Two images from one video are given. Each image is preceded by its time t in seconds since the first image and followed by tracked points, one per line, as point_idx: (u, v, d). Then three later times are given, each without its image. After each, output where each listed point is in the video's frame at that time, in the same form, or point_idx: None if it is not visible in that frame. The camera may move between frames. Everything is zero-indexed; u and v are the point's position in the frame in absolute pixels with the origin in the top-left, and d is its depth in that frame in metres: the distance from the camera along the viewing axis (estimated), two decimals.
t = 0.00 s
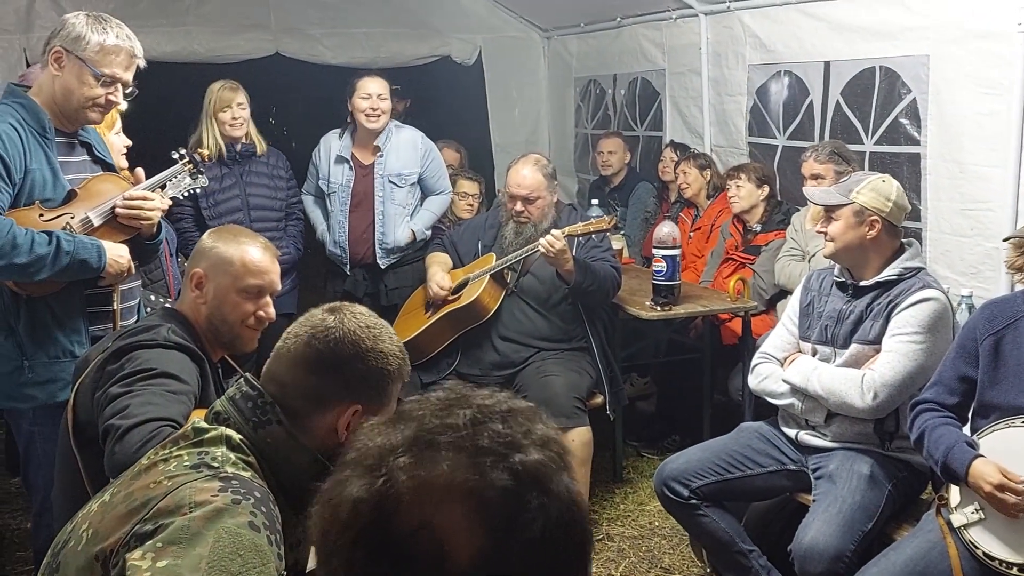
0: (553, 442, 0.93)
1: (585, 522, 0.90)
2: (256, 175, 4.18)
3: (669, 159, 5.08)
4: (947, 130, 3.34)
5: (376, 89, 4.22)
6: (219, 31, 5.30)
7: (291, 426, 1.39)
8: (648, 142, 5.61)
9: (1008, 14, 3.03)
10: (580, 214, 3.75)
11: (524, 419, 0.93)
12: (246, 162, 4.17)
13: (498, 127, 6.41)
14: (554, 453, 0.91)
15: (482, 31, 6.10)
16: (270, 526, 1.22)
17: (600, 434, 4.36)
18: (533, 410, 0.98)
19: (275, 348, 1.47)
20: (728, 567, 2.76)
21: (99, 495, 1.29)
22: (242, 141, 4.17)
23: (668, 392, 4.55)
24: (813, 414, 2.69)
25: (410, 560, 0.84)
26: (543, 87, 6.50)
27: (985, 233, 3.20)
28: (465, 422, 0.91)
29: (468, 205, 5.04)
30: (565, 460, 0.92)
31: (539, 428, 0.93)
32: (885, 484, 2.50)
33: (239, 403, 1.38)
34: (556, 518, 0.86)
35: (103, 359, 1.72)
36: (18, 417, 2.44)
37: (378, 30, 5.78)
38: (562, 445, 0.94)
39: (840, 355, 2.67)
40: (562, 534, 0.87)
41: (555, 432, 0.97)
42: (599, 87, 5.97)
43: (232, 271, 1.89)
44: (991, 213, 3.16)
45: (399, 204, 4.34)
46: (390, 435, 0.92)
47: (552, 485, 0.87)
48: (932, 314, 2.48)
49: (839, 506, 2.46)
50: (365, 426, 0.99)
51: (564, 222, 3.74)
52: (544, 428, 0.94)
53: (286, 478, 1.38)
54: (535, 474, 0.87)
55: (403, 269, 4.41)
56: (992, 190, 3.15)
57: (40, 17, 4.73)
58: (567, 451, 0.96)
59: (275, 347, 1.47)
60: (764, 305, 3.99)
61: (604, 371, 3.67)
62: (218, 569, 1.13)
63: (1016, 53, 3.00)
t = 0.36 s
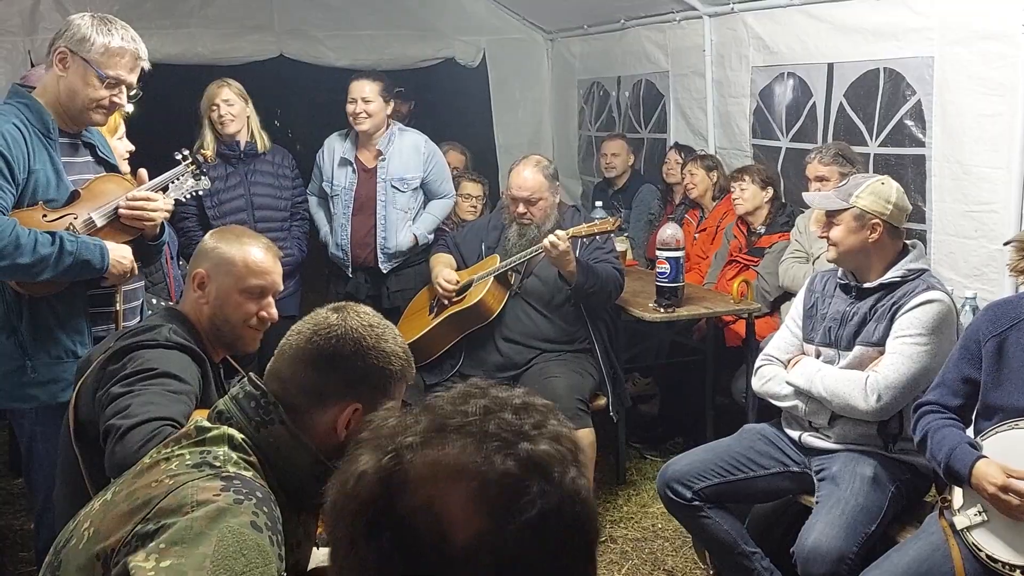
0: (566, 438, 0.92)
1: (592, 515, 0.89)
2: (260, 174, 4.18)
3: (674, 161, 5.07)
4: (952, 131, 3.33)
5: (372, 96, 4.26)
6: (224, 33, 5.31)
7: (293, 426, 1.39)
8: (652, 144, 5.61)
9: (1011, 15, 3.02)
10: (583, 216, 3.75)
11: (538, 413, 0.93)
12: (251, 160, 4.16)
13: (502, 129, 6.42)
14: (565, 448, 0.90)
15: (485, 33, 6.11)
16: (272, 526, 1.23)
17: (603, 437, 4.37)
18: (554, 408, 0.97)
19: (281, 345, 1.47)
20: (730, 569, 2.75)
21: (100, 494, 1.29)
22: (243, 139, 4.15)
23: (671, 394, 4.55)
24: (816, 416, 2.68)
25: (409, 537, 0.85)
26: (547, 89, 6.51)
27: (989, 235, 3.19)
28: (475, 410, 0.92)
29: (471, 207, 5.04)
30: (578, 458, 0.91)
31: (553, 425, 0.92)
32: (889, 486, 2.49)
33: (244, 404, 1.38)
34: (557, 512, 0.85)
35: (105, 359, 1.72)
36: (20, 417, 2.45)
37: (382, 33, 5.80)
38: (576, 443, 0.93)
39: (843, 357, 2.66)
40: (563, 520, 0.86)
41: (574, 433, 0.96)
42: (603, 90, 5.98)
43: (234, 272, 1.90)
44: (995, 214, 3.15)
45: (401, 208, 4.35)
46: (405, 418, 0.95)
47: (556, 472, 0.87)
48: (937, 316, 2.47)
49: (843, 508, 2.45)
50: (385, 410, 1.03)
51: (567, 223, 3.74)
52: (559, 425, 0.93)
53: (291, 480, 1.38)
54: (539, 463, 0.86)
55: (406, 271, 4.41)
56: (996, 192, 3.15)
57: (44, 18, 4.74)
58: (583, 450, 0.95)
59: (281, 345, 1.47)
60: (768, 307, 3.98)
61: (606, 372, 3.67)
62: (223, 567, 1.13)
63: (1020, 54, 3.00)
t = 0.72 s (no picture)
0: (586, 444, 0.90)
1: (599, 520, 0.88)
2: (262, 177, 4.20)
3: (676, 162, 5.08)
4: (953, 133, 3.33)
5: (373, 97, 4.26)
6: (227, 35, 5.33)
7: (284, 425, 1.39)
8: (654, 146, 5.62)
9: (1012, 17, 3.02)
10: (584, 217, 3.76)
11: (561, 416, 0.91)
12: (253, 164, 4.19)
13: (504, 130, 6.44)
14: (584, 454, 0.89)
15: (488, 35, 6.12)
16: (263, 524, 1.24)
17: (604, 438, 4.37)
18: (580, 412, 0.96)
19: (274, 341, 1.47)
20: (730, 570, 2.75)
21: (92, 494, 1.30)
22: (249, 142, 4.19)
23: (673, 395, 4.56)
24: (815, 417, 2.68)
25: (416, 521, 0.86)
26: (549, 90, 6.52)
27: (990, 237, 3.19)
28: (501, 407, 0.91)
29: (473, 208, 5.05)
30: (596, 464, 0.90)
31: (573, 429, 0.91)
32: (888, 487, 2.49)
33: (233, 402, 1.40)
34: (563, 514, 0.84)
35: (101, 359, 1.74)
36: (19, 418, 2.46)
37: (386, 34, 5.82)
38: (597, 450, 0.92)
39: (842, 358, 2.67)
40: (569, 522, 0.85)
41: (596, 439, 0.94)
42: (606, 91, 5.99)
43: (255, 276, 1.91)
44: (996, 216, 3.15)
45: (401, 210, 4.35)
46: (434, 403, 0.95)
47: (569, 473, 0.85)
48: (936, 316, 2.47)
49: (841, 510, 2.45)
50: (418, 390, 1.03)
51: (568, 224, 3.75)
52: (581, 429, 0.92)
53: (283, 478, 1.39)
54: (554, 463, 0.85)
55: (408, 272, 4.42)
56: (996, 193, 3.15)
57: (48, 21, 4.76)
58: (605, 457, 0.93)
59: (274, 341, 1.48)
60: (768, 307, 3.98)
61: (607, 373, 3.67)
62: (214, 566, 1.15)
63: (1021, 56, 3.00)
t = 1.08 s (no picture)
0: (594, 448, 0.91)
1: (598, 523, 0.88)
2: (267, 176, 4.21)
3: (676, 162, 5.09)
4: (953, 132, 3.33)
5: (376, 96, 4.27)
6: (228, 35, 5.35)
7: (278, 419, 1.40)
8: (656, 146, 5.62)
9: (1012, 16, 3.03)
10: (584, 216, 3.77)
11: (571, 418, 0.92)
12: (257, 162, 4.20)
13: (506, 131, 6.45)
14: (590, 457, 0.89)
15: (489, 35, 6.14)
16: (256, 520, 1.25)
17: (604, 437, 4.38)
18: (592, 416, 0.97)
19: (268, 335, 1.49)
20: (729, 569, 2.76)
21: (87, 492, 1.31)
22: (255, 140, 4.20)
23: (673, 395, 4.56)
24: (814, 416, 2.69)
25: (414, 509, 0.87)
26: (551, 91, 6.53)
27: (990, 236, 3.19)
28: (513, 403, 0.92)
29: (473, 207, 5.06)
30: (601, 470, 0.90)
31: (583, 431, 0.91)
32: (886, 486, 2.50)
33: (228, 397, 1.39)
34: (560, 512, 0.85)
35: (103, 357, 1.75)
36: (18, 417, 2.47)
37: (387, 34, 5.83)
38: (604, 454, 0.92)
39: (841, 357, 2.68)
40: (565, 520, 0.85)
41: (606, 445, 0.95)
42: (607, 91, 6.00)
43: (271, 277, 2.00)
44: (996, 215, 3.16)
45: (404, 209, 4.37)
46: (447, 393, 0.96)
47: (570, 471, 0.86)
48: (935, 315, 2.48)
49: (840, 509, 2.45)
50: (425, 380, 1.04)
51: (568, 224, 3.76)
52: (592, 434, 0.92)
53: (277, 475, 1.40)
54: (557, 459, 0.86)
55: (409, 273, 4.42)
56: (996, 192, 3.16)
57: (49, 20, 4.78)
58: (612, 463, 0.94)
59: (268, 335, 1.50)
60: (766, 305, 3.98)
61: (607, 373, 3.68)
62: (206, 562, 1.15)
63: (1020, 56, 3.01)
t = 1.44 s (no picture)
0: (606, 455, 0.90)
1: (602, 528, 0.87)
2: (267, 176, 4.22)
3: (676, 162, 5.08)
4: (954, 132, 3.33)
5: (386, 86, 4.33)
6: (230, 35, 5.35)
7: (266, 411, 1.40)
8: (657, 146, 5.62)
9: (1013, 15, 3.02)
10: (584, 216, 3.77)
11: (587, 422, 0.92)
12: (258, 162, 4.20)
13: (507, 131, 6.45)
14: (601, 461, 0.89)
15: (490, 35, 6.14)
16: (248, 515, 1.25)
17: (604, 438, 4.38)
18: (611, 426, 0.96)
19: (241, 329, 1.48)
20: (728, 569, 2.75)
21: (79, 490, 1.31)
22: (254, 141, 4.19)
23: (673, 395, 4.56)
24: (813, 414, 2.68)
25: (413, 493, 0.87)
26: (552, 91, 6.53)
27: (991, 235, 3.19)
28: (529, 402, 0.92)
29: (473, 207, 5.07)
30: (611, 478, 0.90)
31: (598, 437, 0.91)
32: (885, 485, 2.49)
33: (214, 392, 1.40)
34: (563, 509, 0.84)
35: (124, 347, 1.75)
36: (14, 416, 2.47)
37: (388, 34, 5.83)
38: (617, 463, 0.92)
39: (840, 354, 2.67)
40: (566, 517, 0.84)
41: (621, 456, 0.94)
42: (608, 92, 6.00)
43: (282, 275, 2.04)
44: (997, 214, 3.16)
45: (402, 200, 4.37)
46: (472, 386, 0.96)
47: (576, 468, 0.86)
48: (935, 312, 2.48)
49: (838, 508, 2.45)
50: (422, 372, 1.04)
51: (568, 223, 3.76)
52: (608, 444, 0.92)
53: (269, 468, 1.41)
54: (564, 456, 0.86)
55: (406, 274, 4.40)
56: (997, 190, 3.16)
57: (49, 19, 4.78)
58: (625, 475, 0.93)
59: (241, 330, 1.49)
60: (766, 304, 3.97)
61: (606, 372, 3.67)
62: (197, 557, 1.15)
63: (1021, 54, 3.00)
